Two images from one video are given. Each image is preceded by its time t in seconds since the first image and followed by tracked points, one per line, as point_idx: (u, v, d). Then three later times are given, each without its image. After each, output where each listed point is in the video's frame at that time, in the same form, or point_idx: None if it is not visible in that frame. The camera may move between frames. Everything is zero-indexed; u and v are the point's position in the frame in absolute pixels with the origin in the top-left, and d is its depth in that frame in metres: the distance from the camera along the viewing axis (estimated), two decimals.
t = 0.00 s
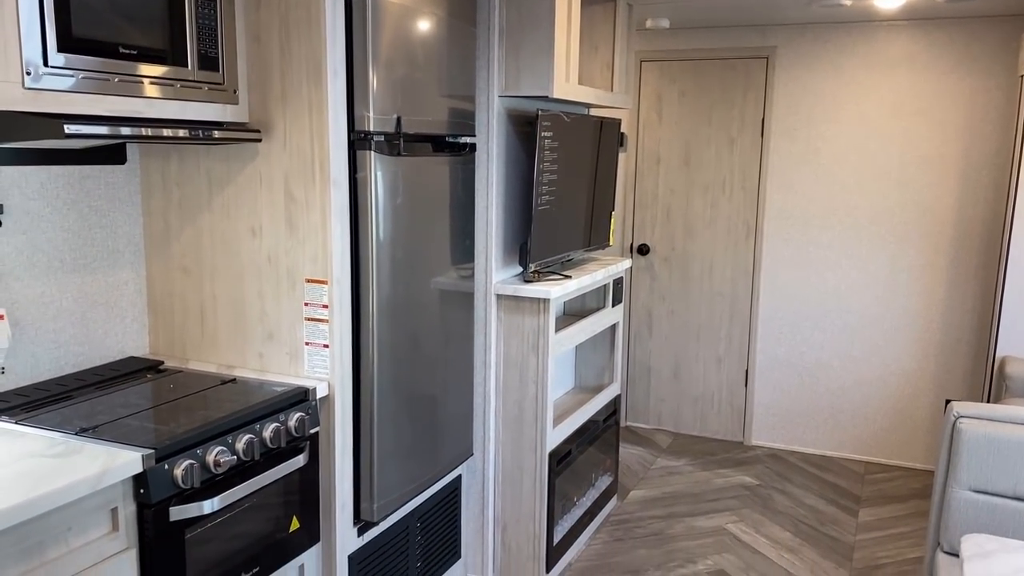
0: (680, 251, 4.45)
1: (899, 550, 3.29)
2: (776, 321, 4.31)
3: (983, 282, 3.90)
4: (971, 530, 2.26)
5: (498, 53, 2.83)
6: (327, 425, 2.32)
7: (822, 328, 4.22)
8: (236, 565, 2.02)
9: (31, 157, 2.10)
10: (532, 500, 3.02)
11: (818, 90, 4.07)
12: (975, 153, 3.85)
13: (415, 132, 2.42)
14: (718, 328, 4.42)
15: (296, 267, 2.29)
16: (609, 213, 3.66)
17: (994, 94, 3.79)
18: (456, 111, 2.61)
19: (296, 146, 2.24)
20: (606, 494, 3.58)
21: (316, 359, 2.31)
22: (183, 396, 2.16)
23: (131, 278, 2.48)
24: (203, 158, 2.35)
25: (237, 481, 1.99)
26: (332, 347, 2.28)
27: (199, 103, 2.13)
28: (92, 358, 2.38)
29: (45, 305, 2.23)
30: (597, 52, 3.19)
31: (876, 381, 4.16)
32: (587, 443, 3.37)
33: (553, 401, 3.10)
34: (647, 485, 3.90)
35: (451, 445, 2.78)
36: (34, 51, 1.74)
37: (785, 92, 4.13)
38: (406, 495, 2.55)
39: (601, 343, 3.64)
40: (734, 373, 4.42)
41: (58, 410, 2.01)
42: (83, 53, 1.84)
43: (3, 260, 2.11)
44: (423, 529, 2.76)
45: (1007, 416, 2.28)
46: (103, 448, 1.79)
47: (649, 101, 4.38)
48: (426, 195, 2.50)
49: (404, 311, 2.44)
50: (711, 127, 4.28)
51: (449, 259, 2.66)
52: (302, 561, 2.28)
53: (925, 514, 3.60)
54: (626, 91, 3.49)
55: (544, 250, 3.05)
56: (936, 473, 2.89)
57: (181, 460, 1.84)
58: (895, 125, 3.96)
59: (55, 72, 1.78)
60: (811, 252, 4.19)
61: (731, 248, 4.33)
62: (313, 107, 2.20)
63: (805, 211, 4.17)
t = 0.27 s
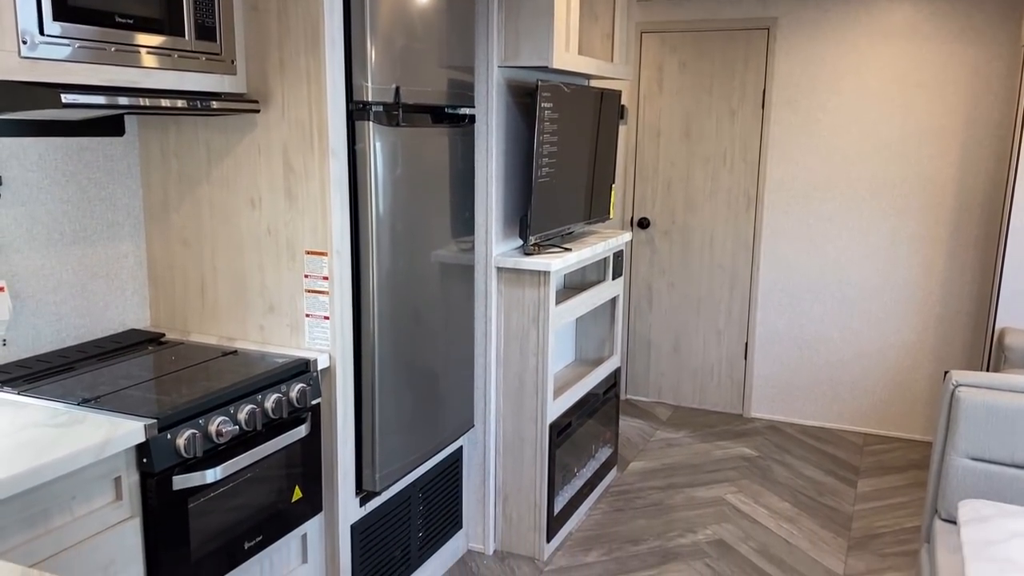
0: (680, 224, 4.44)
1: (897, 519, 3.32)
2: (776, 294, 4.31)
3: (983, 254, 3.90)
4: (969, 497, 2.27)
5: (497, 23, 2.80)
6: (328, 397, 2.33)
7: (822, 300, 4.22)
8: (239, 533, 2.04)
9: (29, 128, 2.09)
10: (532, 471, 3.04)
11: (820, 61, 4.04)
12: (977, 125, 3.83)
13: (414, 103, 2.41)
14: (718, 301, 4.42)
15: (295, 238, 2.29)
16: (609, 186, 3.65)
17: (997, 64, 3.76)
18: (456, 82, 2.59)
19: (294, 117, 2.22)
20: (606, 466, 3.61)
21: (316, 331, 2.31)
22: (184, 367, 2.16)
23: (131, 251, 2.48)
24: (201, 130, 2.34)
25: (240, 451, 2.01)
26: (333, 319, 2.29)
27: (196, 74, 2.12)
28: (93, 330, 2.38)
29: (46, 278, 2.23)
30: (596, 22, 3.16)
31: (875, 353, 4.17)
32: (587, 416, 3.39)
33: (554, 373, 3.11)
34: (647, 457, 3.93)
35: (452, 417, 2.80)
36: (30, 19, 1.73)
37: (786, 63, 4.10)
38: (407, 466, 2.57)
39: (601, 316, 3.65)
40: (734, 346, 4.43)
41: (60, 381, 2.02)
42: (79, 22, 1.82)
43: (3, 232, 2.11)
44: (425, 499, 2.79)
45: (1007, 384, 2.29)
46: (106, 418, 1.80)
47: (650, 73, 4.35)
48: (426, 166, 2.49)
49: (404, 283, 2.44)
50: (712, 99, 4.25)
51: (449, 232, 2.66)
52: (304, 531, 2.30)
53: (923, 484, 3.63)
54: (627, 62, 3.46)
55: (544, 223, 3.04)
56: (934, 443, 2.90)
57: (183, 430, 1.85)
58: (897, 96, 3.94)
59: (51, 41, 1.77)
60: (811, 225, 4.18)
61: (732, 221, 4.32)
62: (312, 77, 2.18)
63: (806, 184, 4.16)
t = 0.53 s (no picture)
0: (680, 196, 4.43)
1: (893, 488, 3.35)
2: (775, 266, 4.31)
3: (982, 225, 3.90)
4: (965, 464, 2.30)
5: None
6: (329, 368, 2.33)
7: (821, 272, 4.23)
8: (242, 502, 2.06)
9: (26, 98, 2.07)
10: (531, 442, 3.06)
11: (821, 31, 4.01)
12: (978, 95, 3.81)
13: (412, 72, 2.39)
14: (717, 274, 4.43)
15: (294, 209, 2.28)
16: (609, 157, 3.64)
17: (998, 34, 3.74)
18: (454, 51, 2.57)
19: (292, 87, 2.21)
20: (604, 437, 3.63)
21: (316, 302, 2.31)
22: (185, 338, 2.17)
23: (130, 222, 2.47)
24: (199, 100, 2.32)
25: (241, 421, 2.02)
26: (333, 290, 2.29)
27: (193, 43, 2.10)
28: (93, 302, 2.38)
29: (45, 249, 2.23)
30: None
31: (873, 325, 4.19)
32: (586, 387, 3.40)
33: (553, 344, 3.12)
34: (645, 428, 3.95)
35: (452, 388, 2.81)
36: None
37: (787, 33, 4.06)
38: (408, 436, 2.58)
39: (601, 288, 3.65)
40: (733, 318, 4.44)
41: (62, 352, 2.02)
42: None
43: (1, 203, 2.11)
44: (425, 470, 2.81)
45: (1005, 352, 2.30)
46: (108, 387, 1.81)
47: (649, 44, 4.32)
48: (424, 137, 2.48)
49: (403, 254, 2.43)
50: (711, 70, 4.22)
51: (448, 203, 2.65)
52: (306, 500, 2.32)
53: (919, 454, 3.66)
54: (626, 32, 3.43)
55: (543, 194, 3.03)
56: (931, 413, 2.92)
57: (185, 400, 1.86)
58: (898, 66, 3.91)
59: (47, 9, 1.75)
60: (811, 197, 4.17)
61: (731, 193, 4.31)
62: (309, 46, 2.16)
63: (805, 155, 4.15)
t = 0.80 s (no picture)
0: (679, 172, 4.42)
1: (889, 462, 3.38)
2: (773, 242, 4.31)
3: (980, 201, 3.90)
4: (961, 437, 2.31)
5: None
6: (329, 342, 2.34)
7: (818, 248, 4.24)
8: (243, 476, 2.07)
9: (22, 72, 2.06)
10: (530, 416, 3.08)
11: (821, 5, 3.98)
12: (978, 69, 3.79)
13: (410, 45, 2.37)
14: (716, 250, 4.43)
15: (293, 184, 2.27)
16: (607, 132, 3.62)
17: (1000, 7, 3.71)
18: (452, 24, 2.55)
19: (290, 60, 2.19)
20: (603, 412, 3.65)
21: (316, 277, 2.31)
22: (184, 313, 2.17)
23: (128, 197, 2.46)
24: (196, 74, 2.31)
25: (242, 394, 2.03)
26: (332, 265, 2.28)
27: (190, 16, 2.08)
28: (93, 277, 2.38)
29: (44, 224, 2.23)
30: None
31: (870, 301, 4.20)
32: (585, 363, 3.41)
33: (552, 320, 3.13)
34: (644, 403, 3.98)
35: (451, 363, 2.82)
36: None
37: (787, 7, 4.03)
38: (408, 411, 2.60)
39: (599, 263, 3.65)
40: (731, 294, 4.45)
41: (62, 326, 2.02)
42: None
43: None
44: (425, 444, 2.83)
45: (1003, 326, 2.31)
46: (110, 361, 1.82)
47: (648, 18, 4.29)
48: (423, 111, 2.46)
49: (402, 229, 2.43)
50: (711, 44, 4.20)
51: (447, 178, 2.64)
52: (307, 474, 2.34)
53: (915, 428, 3.69)
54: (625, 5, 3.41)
55: (542, 169, 3.02)
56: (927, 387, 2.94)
57: (186, 373, 1.87)
58: (899, 40, 3.89)
59: None
60: (810, 173, 4.17)
61: (730, 169, 4.30)
62: (306, 19, 2.14)
63: (804, 131, 4.13)
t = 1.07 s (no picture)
0: (676, 152, 4.41)
1: (886, 440, 3.40)
2: (771, 222, 4.31)
3: (978, 180, 3.90)
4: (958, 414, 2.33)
5: None
6: (328, 323, 2.34)
7: (816, 227, 4.24)
8: (244, 456, 2.08)
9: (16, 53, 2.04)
10: (529, 397, 3.08)
11: None
12: (977, 47, 3.77)
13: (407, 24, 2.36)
14: (714, 230, 4.43)
15: (291, 165, 2.27)
16: (605, 112, 3.61)
17: None
18: (449, 3, 2.53)
19: (286, 40, 2.17)
20: (601, 392, 3.67)
21: (314, 258, 2.31)
22: (183, 294, 2.17)
23: (126, 179, 2.45)
24: (192, 54, 2.29)
25: (242, 375, 2.03)
26: (330, 246, 2.28)
27: None
28: (91, 259, 2.38)
29: (41, 206, 2.22)
30: None
31: (868, 280, 4.21)
32: (583, 343, 3.42)
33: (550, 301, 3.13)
34: (642, 383, 3.99)
35: (450, 344, 2.82)
36: None
37: None
38: (407, 391, 2.60)
39: (597, 244, 3.65)
40: (729, 274, 4.46)
41: (61, 308, 2.02)
42: None
43: None
44: (424, 425, 2.84)
45: (1000, 304, 2.32)
46: (109, 342, 1.82)
47: None
48: (420, 91, 2.45)
49: (400, 210, 2.42)
50: (709, 23, 4.17)
51: (444, 158, 2.63)
52: (308, 454, 2.35)
53: (912, 407, 3.70)
54: None
55: (540, 149, 3.01)
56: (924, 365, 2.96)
57: (185, 354, 1.87)
58: (897, 18, 3.87)
59: None
60: (808, 152, 4.16)
61: (728, 149, 4.29)
62: None
63: (802, 110, 4.12)
